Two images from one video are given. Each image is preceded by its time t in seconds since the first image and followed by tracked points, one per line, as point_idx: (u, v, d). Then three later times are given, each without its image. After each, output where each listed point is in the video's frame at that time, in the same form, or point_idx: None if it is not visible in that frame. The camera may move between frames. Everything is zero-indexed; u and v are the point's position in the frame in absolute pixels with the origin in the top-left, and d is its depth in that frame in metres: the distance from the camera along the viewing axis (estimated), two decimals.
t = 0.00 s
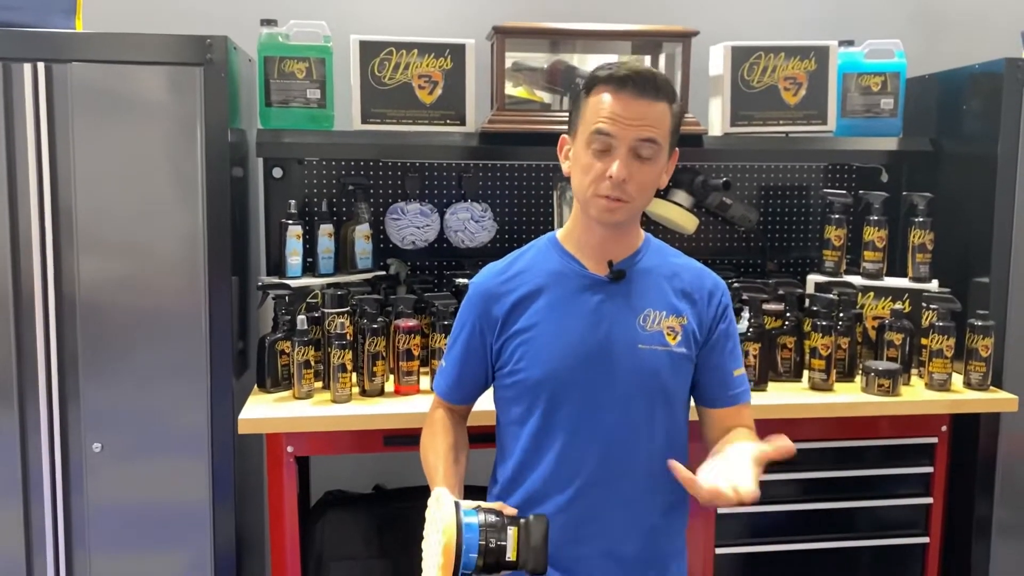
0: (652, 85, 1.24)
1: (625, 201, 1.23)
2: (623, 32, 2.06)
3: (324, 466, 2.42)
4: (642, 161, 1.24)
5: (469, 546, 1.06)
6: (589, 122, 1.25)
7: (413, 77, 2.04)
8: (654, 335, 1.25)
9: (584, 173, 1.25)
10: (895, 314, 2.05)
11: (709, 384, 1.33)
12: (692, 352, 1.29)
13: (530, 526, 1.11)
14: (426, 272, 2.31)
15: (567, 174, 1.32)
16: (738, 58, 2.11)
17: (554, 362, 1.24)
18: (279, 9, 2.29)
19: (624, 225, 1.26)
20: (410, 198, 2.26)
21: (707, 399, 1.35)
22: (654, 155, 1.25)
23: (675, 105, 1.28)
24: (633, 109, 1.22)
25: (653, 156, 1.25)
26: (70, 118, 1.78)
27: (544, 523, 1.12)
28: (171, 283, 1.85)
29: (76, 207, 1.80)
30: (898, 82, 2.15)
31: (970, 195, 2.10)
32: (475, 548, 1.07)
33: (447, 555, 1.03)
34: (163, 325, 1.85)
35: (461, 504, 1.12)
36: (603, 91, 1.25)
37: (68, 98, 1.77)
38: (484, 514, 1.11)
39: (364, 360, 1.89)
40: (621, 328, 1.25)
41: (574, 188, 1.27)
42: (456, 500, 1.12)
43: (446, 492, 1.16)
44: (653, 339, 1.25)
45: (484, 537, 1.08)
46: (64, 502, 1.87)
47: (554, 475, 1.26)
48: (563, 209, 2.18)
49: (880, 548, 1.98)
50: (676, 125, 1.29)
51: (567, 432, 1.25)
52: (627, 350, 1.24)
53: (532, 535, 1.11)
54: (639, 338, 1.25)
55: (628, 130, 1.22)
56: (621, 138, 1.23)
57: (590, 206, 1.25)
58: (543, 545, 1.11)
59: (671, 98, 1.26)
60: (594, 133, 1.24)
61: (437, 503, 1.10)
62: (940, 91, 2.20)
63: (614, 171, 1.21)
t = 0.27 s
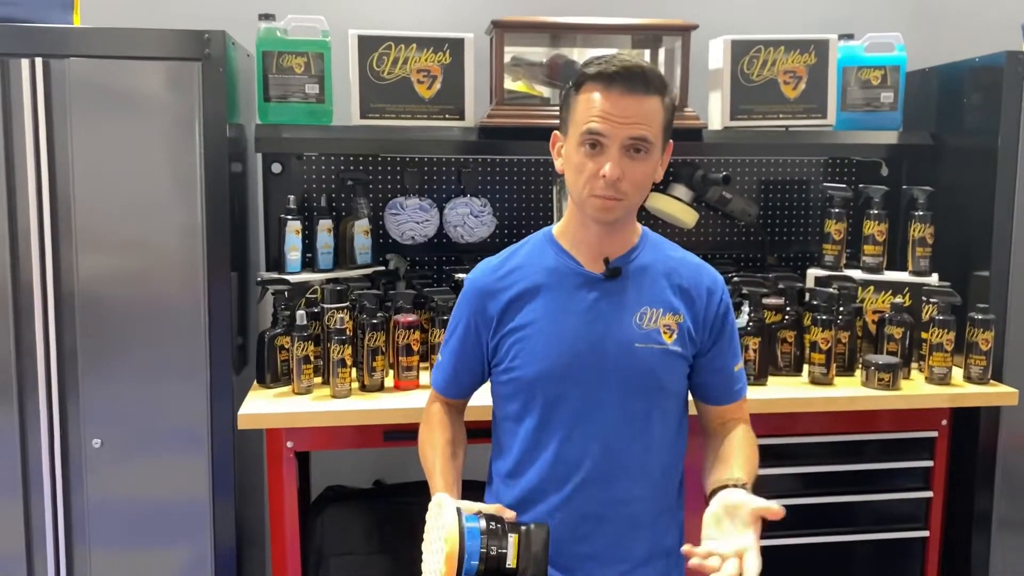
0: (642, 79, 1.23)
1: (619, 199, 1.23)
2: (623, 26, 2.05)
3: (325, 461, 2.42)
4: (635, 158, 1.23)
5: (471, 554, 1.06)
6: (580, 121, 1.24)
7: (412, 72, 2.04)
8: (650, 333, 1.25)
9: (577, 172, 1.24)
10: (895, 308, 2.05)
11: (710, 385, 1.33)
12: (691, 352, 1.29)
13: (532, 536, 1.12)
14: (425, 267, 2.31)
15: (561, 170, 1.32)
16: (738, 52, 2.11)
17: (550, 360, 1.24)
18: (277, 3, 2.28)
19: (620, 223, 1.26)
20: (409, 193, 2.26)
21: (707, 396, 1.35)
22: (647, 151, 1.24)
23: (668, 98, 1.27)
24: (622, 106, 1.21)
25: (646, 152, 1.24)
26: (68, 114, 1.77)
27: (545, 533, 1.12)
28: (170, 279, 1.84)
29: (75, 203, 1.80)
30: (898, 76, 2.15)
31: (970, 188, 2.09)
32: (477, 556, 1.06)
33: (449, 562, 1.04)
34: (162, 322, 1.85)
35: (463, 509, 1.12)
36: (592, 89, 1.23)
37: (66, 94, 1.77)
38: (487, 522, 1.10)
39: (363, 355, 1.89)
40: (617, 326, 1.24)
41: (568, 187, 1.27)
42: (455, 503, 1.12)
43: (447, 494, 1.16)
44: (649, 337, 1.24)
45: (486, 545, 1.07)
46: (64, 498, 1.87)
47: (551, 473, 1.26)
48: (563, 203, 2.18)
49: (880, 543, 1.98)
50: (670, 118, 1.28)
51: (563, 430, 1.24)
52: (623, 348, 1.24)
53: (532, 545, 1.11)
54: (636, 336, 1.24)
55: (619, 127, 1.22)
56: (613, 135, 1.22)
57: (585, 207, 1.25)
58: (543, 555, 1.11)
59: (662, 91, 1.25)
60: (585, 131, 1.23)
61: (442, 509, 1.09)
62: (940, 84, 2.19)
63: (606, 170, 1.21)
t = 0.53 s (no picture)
0: (640, 74, 1.22)
1: (614, 194, 1.22)
2: (623, 20, 2.05)
3: (325, 457, 2.42)
4: (631, 153, 1.22)
5: (508, 549, 1.08)
6: (577, 114, 1.24)
7: (412, 66, 2.03)
8: (647, 328, 1.24)
9: (573, 167, 1.24)
10: (896, 302, 2.04)
11: (709, 378, 1.34)
12: (688, 346, 1.29)
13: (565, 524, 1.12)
14: (425, 263, 2.30)
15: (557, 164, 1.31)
16: (739, 46, 2.10)
17: (547, 356, 1.23)
18: None
19: (616, 218, 1.25)
20: (409, 187, 2.25)
21: (707, 389, 1.36)
22: (644, 146, 1.23)
23: (666, 92, 1.26)
24: (619, 100, 1.21)
25: (643, 147, 1.23)
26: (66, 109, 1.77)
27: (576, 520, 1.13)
28: (169, 276, 1.84)
29: (74, 199, 1.79)
30: (899, 69, 2.14)
31: (971, 182, 2.09)
32: (512, 550, 1.08)
33: (491, 559, 1.05)
34: (162, 318, 1.85)
35: (491, 503, 1.12)
36: (589, 83, 1.23)
37: (64, 89, 1.76)
38: (516, 515, 1.12)
39: (363, 350, 1.89)
40: (615, 321, 1.24)
41: (564, 181, 1.26)
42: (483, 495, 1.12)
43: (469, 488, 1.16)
44: (646, 332, 1.24)
45: (521, 538, 1.09)
46: (64, 493, 1.87)
47: (549, 468, 1.25)
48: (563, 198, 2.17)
49: (881, 537, 1.98)
50: (668, 113, 1.27)
51: (560, 426, 1.24)
52: (621, 343, 1.23)
53: (566, 534, 1.12)
54: (633, 331, 1.23)
55: (616, 121, 1.21)
56: (609, 130, 1.21)
57: (580, 201, 1.24)
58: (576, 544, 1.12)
59: (660, 86, 1.24)
60: (581, 125, 1.22)
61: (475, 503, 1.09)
62: (941, 77, 2.18)
63: (602, 165, 1.20)
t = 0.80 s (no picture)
0: (634, 67, 1.22)
1: (609, 187, 1.22)
2: (623, 16, 2.04)
3: (326, 453, 2.42)
4: (626, 146, 1.22)
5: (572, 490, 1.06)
6: (571, 108, 1.24)
7: (412, 63, 2.03)
8: (642, 323, 1.24)
9: (568, 160, 1.23)
10: (896, 298, 2.04)
11: (698, 374, 1.31)
12: (682, 340, 1.28)
13: (624, 464, 1.09)
14: (426, 259, 2.30)
15: (552, 160, 1.31)
16: (739, 41, 2.09)
17: (543, 350, 1.23)
18: None
19: (611, 212, 1.25)
20: (409, 184, 2.25)
21: (697, 388, 1.33)
22: (639, 139, 1.23)
23: (660, 87, 1.26)
24: (614, 93, 1.21)
25: (638, 140, 1.23)
26: (65, 106, 1.76)
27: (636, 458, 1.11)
28: (169, 272, 1.84)
29: (73, 196, 1.79)
30: (900, 65, 2.14)
31: (972, 178, 2.09)
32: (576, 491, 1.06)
33: (560, 502, 1.03)
34: (162, 314, 1.85)
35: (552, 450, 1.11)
36: (584, 76, 1.23)
37: (64, 86, 1.76)
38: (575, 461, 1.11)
39: (364, 347, 1.89)
40: (610, 316, 1.24)
41: (559, 176, 1.26)
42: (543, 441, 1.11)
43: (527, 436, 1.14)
44: (641, 326, 1.24)
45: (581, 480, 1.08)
46: (65, 490, 1.87)
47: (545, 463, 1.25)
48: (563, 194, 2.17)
49: (882, 533, 1.98)
50: (663, 108, 1.28)
51: (556, 420, 1.24)
52: (616, 338, 1.23)
53: (626, 471, 1.08)
54: (628, 326, 1.24)
55: (610, 114, 1.21)
56: (604, 122, 1.21)
57: (576, 195, 1.24)
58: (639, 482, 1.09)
59: (654, 80, 1.24)
60: (576, 118, 1.22)
61: (532, 449, 1.09)
62: (942, 73, 2.18)
63: (597, 157, 1.20)
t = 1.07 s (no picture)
0: (629, 59, 1.22)
1: (612, 180, 1.21)
2: (624, 11, 2.03)
3: (327, 451, 2.42)
4: (626, 138, 1.22)
5: (550, 489, 1.04)
6: (570, 102, 1.23)
7: (412, 59, 2.02)
8: (645, 319, 1.24)
9: (569, 154, 1.23)
10: (898, 294, 2.04)
11: (703, 370, 1.32)
12: (685, 336, 1.28)
13: (603, 456, 1.09)
14: (427, 256, 2.30)
15: (552, 157, 1.30)
16: (740, 37, 2.09)
17: (546, 345, 1.22)
18: None
19: (614, 206, 1.24)
20: (409, 181, 2.25)
21: (702, 383, 1.33)
22: (638, 131, 1.23)
23: (657, 79, 1.26)
24: (612, 85, 1.21)
25: (638, 132, 1.23)
26: (65, 104, 1.76)
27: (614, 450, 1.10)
28: (169, 270, 1.83)
29: (74, 194, 1.79)
30: (902, 60, 2.13)
31: (974, 174, 2.08)
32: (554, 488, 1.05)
33: (536, 502, 1.02)
34: (163, 312, 1.84)
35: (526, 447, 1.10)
36: (580, 70, 1.23)
37: (64, 84, 1.75)
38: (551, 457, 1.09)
39: (365, 345, 1.89)
40: (613, 312, 1.23)
41: (560, 171, 1.25)
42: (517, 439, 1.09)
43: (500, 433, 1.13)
44: (644, 322, 1.24)
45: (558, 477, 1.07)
46: (66, 488, 1.87)
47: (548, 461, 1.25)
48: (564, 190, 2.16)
49: (884, 529, 1.98)
50: (660, 100, 1.27)
51: (558, 416, 1.23)
52: (619, 334, 1.23)
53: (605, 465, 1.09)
54: (631, 321, 1.23)
55: (609, 106, 1.21)
56: (603, 115, 1.21)
57: (578, 190, 1.23)
58: (618, 473, 1.09)
59: (650, 71, 1.24)
60: (575, 112, 1.22)
61: (506, 448, 1.07)
62: (944, 68, 2.18)
63: (598, 149, 1.19)
